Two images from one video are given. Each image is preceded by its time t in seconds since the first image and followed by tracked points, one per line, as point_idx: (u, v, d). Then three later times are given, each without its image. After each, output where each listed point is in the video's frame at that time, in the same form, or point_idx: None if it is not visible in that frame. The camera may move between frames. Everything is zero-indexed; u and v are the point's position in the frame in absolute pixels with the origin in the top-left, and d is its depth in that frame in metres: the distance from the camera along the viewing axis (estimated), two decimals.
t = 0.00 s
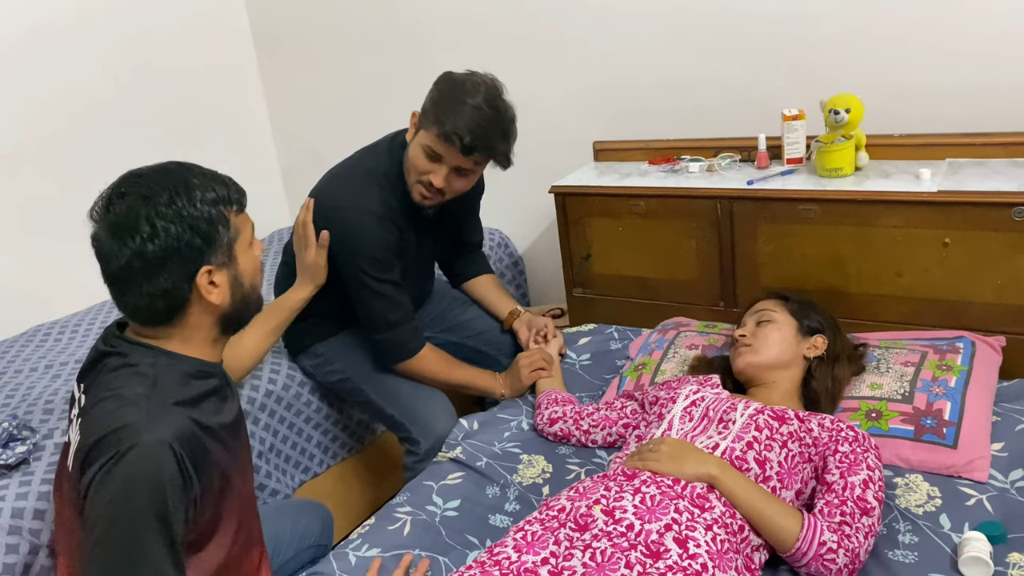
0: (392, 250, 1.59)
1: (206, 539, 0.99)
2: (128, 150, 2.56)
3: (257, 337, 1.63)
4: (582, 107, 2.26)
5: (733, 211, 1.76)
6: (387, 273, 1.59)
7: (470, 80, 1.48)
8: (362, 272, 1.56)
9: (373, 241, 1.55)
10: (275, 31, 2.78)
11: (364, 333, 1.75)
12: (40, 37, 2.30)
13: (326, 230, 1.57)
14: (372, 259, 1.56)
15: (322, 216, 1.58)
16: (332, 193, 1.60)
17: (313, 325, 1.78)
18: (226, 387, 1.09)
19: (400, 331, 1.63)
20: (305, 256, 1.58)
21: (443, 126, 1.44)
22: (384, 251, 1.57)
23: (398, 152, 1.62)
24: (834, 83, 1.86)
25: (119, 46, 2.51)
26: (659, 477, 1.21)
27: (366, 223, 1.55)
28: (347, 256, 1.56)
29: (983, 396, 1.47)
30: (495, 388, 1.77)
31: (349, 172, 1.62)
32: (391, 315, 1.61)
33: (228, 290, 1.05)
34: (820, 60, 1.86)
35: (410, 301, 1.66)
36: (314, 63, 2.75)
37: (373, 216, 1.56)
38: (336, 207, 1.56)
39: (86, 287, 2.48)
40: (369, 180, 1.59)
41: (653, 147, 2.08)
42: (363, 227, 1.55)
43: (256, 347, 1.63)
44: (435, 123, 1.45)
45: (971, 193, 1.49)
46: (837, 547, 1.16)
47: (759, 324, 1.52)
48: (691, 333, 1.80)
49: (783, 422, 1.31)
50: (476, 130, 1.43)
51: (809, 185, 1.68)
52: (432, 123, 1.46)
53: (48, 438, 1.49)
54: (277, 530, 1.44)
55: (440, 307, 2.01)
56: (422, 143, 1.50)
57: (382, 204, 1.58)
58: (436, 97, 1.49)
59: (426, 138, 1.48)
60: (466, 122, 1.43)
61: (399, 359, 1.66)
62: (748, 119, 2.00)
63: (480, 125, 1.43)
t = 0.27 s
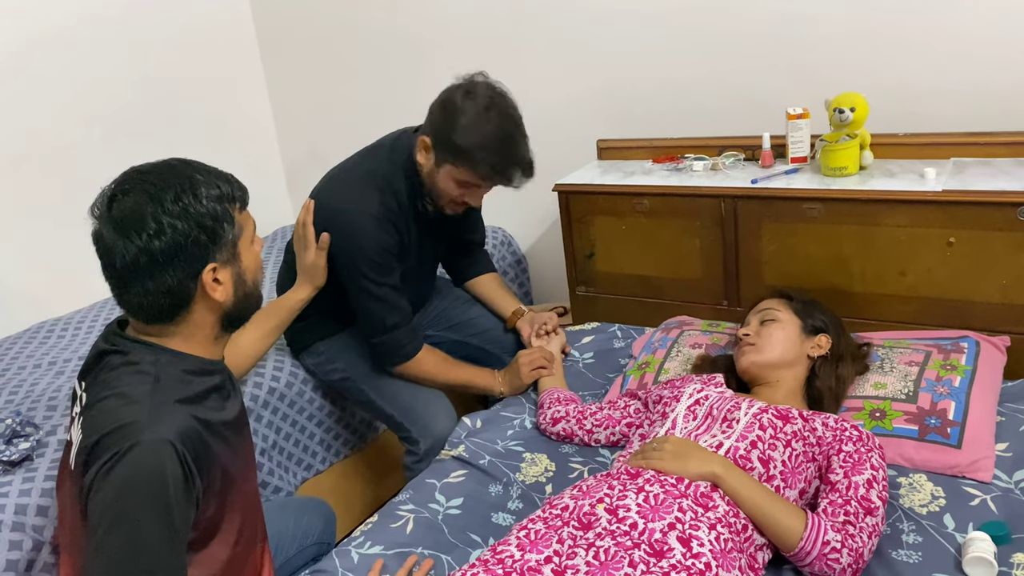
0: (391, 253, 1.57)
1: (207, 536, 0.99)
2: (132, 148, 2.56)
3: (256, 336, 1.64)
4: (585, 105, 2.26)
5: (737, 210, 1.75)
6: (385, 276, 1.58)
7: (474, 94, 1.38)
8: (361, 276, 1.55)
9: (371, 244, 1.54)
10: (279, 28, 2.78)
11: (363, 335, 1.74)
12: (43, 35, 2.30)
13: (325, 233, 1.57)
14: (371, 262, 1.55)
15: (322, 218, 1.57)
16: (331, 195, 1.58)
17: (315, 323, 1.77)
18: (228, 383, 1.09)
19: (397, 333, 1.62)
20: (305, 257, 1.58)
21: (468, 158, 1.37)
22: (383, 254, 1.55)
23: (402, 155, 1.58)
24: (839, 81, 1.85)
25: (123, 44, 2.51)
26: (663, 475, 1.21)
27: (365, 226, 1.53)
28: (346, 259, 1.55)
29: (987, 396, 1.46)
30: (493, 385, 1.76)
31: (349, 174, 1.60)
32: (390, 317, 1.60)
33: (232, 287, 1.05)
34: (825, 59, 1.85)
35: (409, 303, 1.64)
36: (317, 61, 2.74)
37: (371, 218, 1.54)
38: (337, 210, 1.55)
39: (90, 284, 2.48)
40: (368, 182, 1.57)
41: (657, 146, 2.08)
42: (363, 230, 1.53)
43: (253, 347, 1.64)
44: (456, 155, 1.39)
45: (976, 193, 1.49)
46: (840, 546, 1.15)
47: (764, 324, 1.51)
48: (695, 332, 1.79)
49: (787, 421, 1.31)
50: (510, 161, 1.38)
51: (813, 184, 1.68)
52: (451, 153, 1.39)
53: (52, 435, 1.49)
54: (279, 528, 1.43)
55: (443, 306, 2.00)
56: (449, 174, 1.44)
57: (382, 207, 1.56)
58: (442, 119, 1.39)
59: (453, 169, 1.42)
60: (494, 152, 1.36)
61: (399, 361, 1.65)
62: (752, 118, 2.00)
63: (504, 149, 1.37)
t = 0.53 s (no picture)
0: (403, 261, 1.57)
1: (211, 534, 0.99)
2: (136, 146, 2.56)
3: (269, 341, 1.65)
4: (590, 104, 2.25)
5: (743, 210, 1.75)
6: (396, 283, 1.57)
7: (511, 106, 1.43)
8: (373, 283, 1.55)
9: (383, 252, 1.53)
10: (283, 27, 2.78)
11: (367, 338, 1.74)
12: (48, 34, 2.30)
13: (337, 237, 1.56)
14: (383, 269, 1.54)
15: (336, 224, 1.57)
16: (343, 201, 1.57)
17: (318, 322, 1.77)
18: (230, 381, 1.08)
19: (403, 341, 1.62)
20: (316, 260, 1.58)
21: (514, 172, 1.42)
22: (395, 261, 1.55)
23: (419, 163, 1.58)
24: (846, 81, 1.85)
25: (128, 42, 2.51)
26: (668, 476, 1.21)
27: (378, 233, 1.53)
28: (359, 266, 1.55)
29: (994, 397, 1.46)
30: (502, 383, 1.77)
31: (362, 179, 1.59)
32: (398, 324, 1.60)
33: (229, 289, 1.04)
34: (831, 58, 1.85)
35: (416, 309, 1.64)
36: (322, 60, 2.74)
37: (385, 225, 1.54)
38: (352, 215, 1.55)
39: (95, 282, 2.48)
40: (383, 189, 1.56)
41: (662, 145, 2.07)
42: (376, 237, 1.53)
43: (263, 350, 1.64)
44: (500, 166, 1.42)
45: (983, 193, 1.48)
46: (847, 547, 1.15)
47: (769, 324, 1.51)
48: (700, 332, 1.79)
49: (793, 421, 1.30)
50: (546, 173, 1.46)
51: (819, 184, 1.67)
52: (495, 164, 1.42)
53: (57, 432, 1.49)
54: (283, 526, 1.43)
55: (447, 305, 2.00)
56: (487, 189, 1.48)
57: (396, 214, 1.56)
58: (482, 130, 1.41)
59: (492, 185, 1.47)
60: (538, 166, 1.44)
61: (403, 368, 1.66)
62: (758, 118, 1.99)
63: (545, 161, 1.45)
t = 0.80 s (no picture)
0: (415, 263, 1.57)
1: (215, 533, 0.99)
2: (140, 144, 2.56)
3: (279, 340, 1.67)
4: (595, 103, 2.25)
5: (749, 209, 1.74)
6: (408, 284, 1.57)
7: (523, 103, 1.42)
8: (385, 286, 1.55)
9: (395, 254, 1.53)
10: (288, 27, 2.78)
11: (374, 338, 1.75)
12: (53, 33, 2.31)
13: (349, 238, 1.56)
14: (394, 271, 1.54)
15: (347, 225, 1.56)
16: (354, 202, 1.56)
17: (326, 322, 1.77)
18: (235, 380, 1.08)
19: (410, 343, 1.62)
20: (326, 262, 1.58)
21: (528, 169, 1.42)
22: (407, 263, 1.55)
23: (429, 163, 1.57)
24: (852, 80, 1.84)
25: (132, 40, 2.51)
26: (674, 476, 1.20)
27: (390, 235, 1.52)
28: (370, 269, 1.54)
29: (1002, 398, 1.45)
30: (509, 383, 1.76)
31: (372, 179, 1.58)
32: (407, 325, 1.60)
33: (231, 288, 1.03)
34: (838, 57, 1.84)
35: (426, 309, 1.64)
36: (326, 59, 2.74)
37: (397, 226, 1.53)
38: (364, 216, 1.54)
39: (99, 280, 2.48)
40: (394, 190, 1.55)
41: (668, 144, 2.07)
42: (388, 238, 1.52)
43: (272, 350, 1.65)
44: (513, 163, 1.41)
45: (992, 193, 1.47)
46: (854, 548, 1.15)
47: (776, 324, 1.50)
48: (705, 331, 1.78)
49: (799, 422, 1.30)
50: (560, 168, 1.45)
51: (826, 184, 1.67)
52: (508, 162, 1.41)
53: (62, 430, 1.49)
54: (287, 525, 1.43)
55: (452, 304, 2.00)
56: (501, 186, 1.48)
57: (408, 215, 1.55)
58: (495, 128, 1.40)
59: (507, 182, 1.47)
60: (552, 161, 1.42)
61: (410, 369, 1.66)
62: (764, 117, 1.98)
63: (557, 156, 1.43)
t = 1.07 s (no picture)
0: (415, 261, 1.57)
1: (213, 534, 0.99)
2: (144, 143, 2.56)
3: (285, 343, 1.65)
4: (599, 103, 2.25)
5: (753, 209, 1.74)
6: (408, 283, 1.57)
7: (496, 76, 1.42)
8: (386, 284, 1.54)
9: (395, 252, 1.53)
10: (291, 27, 2.78)
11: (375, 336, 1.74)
12: (58, 32, 2.31)
13: (349, 237, 1.56)
14: (394, 268, 1.54)
15: (348, 224, 1.56)
16: (353, 199, 1.57)
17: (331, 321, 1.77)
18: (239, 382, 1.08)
19: (408, 341, 1.61)
20: (328, 261, 1.58)
21: (516, 140, 1.40)
22: (407, 260, 1.55)
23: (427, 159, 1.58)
24: (857, 80, 1.83)
25: (137, 40, 2.51)
26: (678, 477, 1.20)
27: (392, 233, 1.53)
28: (370, 267, 1.54)
29: (1007, 398, 1.44)
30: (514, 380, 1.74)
31: (371, 176, 1.59)
32: (406, 324, 1.59)
33: (239, 286, 1.03)
34: (842, 57, 1.83)
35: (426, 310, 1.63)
36: (330, 59, 2.74)
37: (397, 224, 1.53)
38: (367, 214, 1.53)
39: (102, 279, 2.48)
40: (393, 186, 1.56)
41: (672, 144, 2.06)
42: (389, 236, 1.52)
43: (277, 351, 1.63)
44: (502, 136, 1.40)
45: (997, 193, 1.47)
46: (858, 550, 1.14)
47: (780, 323, 1.50)
48: (709, 331, 1.78)
49: (803, 423, 1.30)
50: (548, 134, 1.44)
51: (831, 184, 1.66)
52: (497, 137, 1.40)
53: (65, 430, 1.49)
54: (290, 526, 1.43)
55: (456, 303, 1.98)
56: (497, 165, 1.46)
57: (408, 212, 1.55)
58: (474, 106, 1.41)
59: (501, 160, 1.45)
60: (537, 128, 1.42)
61: (411, 366, 1.64)
62: (768, 117, 1.98)
63: (541, 121, 1.42)
